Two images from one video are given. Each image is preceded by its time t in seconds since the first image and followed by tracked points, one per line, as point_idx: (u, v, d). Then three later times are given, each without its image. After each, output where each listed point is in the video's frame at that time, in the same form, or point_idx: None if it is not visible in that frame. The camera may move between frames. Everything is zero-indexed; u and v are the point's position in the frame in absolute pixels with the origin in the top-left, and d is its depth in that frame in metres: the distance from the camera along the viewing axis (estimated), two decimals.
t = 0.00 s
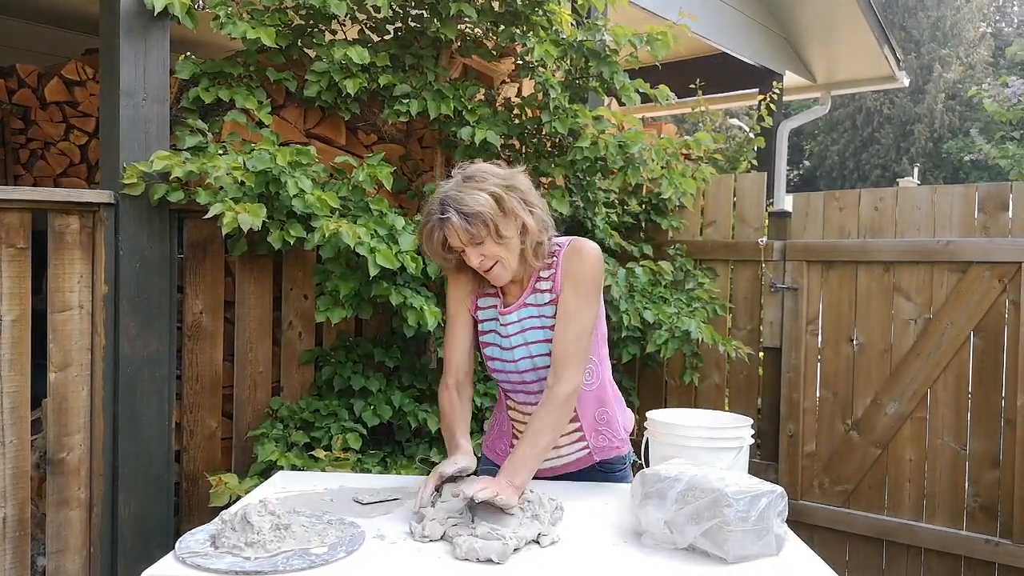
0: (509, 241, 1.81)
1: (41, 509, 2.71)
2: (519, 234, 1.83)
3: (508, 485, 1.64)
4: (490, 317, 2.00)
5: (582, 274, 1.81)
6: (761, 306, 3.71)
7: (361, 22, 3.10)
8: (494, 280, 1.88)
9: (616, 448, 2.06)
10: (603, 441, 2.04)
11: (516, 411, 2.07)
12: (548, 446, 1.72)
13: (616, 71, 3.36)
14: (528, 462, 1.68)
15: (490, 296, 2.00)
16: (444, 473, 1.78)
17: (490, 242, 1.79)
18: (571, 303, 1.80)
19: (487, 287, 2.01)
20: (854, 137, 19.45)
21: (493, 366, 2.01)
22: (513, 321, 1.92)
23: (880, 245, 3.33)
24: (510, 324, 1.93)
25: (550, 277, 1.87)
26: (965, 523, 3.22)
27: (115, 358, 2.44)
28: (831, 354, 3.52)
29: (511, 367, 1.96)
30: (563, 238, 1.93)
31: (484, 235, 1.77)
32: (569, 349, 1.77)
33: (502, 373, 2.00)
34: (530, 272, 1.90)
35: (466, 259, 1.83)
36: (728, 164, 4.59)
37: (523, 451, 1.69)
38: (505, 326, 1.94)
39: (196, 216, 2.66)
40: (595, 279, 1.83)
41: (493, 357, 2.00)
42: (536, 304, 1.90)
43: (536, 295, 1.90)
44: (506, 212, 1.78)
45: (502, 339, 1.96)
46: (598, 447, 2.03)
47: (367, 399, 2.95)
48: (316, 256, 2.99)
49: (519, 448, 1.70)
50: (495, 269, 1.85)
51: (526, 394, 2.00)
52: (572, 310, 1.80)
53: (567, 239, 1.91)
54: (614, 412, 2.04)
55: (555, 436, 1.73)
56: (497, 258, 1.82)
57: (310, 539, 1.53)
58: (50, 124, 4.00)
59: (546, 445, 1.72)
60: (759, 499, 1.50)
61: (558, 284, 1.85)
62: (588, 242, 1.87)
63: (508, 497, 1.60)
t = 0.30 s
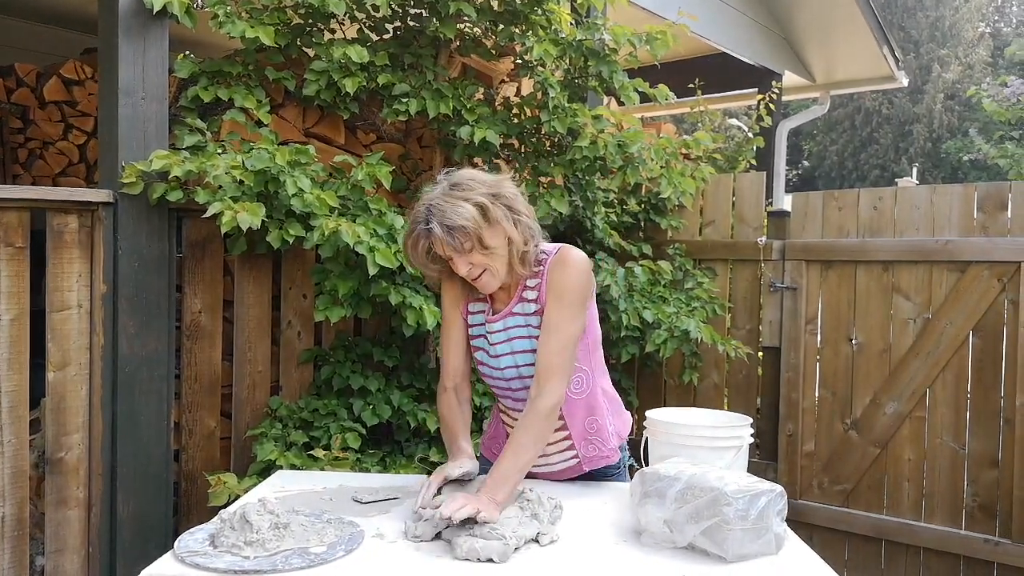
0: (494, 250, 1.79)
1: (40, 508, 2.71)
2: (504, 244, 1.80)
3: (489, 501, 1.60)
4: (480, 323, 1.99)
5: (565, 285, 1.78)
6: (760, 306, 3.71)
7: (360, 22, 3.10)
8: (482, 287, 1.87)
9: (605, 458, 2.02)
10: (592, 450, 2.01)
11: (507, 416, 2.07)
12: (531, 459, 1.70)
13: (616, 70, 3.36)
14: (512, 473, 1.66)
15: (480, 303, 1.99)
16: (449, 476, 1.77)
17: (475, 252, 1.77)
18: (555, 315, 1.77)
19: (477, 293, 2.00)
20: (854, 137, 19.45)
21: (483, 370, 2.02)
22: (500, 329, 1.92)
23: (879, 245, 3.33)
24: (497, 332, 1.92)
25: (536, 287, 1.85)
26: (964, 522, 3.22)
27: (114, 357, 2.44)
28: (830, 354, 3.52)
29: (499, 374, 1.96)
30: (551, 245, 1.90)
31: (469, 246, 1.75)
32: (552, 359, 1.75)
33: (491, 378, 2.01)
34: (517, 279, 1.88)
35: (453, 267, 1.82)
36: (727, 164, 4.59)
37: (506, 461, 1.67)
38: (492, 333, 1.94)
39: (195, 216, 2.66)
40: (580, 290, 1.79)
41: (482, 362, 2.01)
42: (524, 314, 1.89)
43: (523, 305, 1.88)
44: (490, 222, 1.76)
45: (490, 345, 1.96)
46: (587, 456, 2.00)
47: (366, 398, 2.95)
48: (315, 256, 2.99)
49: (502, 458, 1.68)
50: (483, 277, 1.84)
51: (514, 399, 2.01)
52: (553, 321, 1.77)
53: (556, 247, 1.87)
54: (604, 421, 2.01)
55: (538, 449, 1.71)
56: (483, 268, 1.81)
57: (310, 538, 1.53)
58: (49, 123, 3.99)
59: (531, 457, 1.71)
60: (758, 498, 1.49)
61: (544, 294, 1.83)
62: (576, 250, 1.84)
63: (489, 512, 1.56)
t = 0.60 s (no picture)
0: (524, 233, 1.85)
1: (39, 509, 2.71)
2: (534, 230, 1.87)
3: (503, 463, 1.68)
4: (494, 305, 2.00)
5: (586, 279, 1.84)
6: (760, 306, 3.71)
7: (360, 22, 3.10)
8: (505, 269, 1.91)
9: (601, 442, 2.07)
10: (589, 434, 2.05)
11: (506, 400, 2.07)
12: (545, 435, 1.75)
13: (615, 71, 3.36)
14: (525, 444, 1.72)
15: (496, 286, 2.00)
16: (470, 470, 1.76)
17: (507, 230, 1.84)
18: (575, 306, 1.82)
19: (494, 276, 2.02)
20: (853, 138, 19.47)
21: (491, 353, 2.02)
22: (517, 314, 1.94)
23: (878, 245, 3.33)
24: (513, 316, 1.94)
25: (556, 278, 1.90)
26: (963, 522, 3.22)
27: (113, 357, 2.44)
28: (830, 354, 3.52)
29: (510, 358, 1.97)
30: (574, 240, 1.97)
31: (504, 221, 1.82)
32: (572, 349, 1.79)
33: (498, 361, 2.01)
34: (538, 267, 1.94)
35: (482, 242, 1.87)
36: (727, 164, 4.59)
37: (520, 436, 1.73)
38: (508, 317, 1.95)
39: (194, 216, 2.66)
40: (598, 283, 1.85)
41: (491, 344, 2.01)
42: (542, 302, 1.92)
43: (541, 293, 1.92)
44: (527, 203, 1.84)
45: (504, 327, 1.97)
46: (584, 440, 2.04)
47: (366, 399, 2.95)
48: (314, 256, 2.99)
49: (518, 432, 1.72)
50: (507, 258, 1.89)
51: (519, 385, 2.01)
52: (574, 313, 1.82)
53: (576, 242, 1.95)
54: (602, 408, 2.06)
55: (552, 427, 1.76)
56: (512, 248, 1.86)
57: (310, 538, 1.53)
58: (48, 123, 3.99)
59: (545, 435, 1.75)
60: (759, 498, 1.49)
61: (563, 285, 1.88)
62: (594, 248, 1.91)
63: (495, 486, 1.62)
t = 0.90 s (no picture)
0: (563, 242, 1.86)
1: (39, 509, 2.71)
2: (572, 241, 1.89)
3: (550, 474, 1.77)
4: (523, 308, 2.00)
5: (625, 300, 1.90)
6: (760, 306, 3.72)
7: (360, 22, 3.10)
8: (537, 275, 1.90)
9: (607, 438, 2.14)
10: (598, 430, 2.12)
11: (516, 397, 2.09)
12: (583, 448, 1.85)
13: (615, 71, 3.36)
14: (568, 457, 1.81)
15: (525, 289, 2.00)
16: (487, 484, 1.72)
17: (547, 238, 1.83)
18: (611, 327, 1.89)
19: (522, 278, 2.01)
20: (852, 137, 19.48)
21: (515, 354, 2.02)
22: (553, 323, 1.95)
23: (878, 245, 3.33)
24: (549, 326, 1.95)
25: (593, 291, 1.93)
26: (962, 523, 3.23)
27: (113, 357, 2.43)
28: (829, 354, 3.52)
29: (537, 362, 1.98)
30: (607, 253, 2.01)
31: (547, 228, 1.82)
32: (609, 374, 1.88)
33: (522, 364, 2.01)
34: (573, 277, 1.96)
35: (518, 246, 1.85)
36: (726, 164, 4.59)
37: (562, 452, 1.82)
38: (542, 325, 1.96)
39: (194, 216, 2.66)
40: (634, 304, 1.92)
41: (517, 346, 2.01)
42: (577, 314, 1.95)
43: (577, 306, 1.94)
44: (572, 214, 1.85)
45: (536, 334, 1.97)
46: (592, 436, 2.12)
47: (366, 399, 2.95)
48: (314, 256, 3.00)
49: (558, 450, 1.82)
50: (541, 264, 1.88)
51: (540, 387, 2.04)
52: (615, 338, 1.89)
53: (610, 256, 1.99)
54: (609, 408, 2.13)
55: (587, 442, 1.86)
56: (548, 255, 1.86)
57: (310, 538, 1.53)
58: (48, 123, 3.99)
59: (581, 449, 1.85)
60: (758, 498, 1.49)
61: (601, 301, 1.92)
62: (629, 265, 1.96)
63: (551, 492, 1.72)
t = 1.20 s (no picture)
0: (576, 263, 1.83)
1: (38, 510, 2.72)
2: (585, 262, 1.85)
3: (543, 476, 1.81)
4: (527, 318, 1.98)
5: (633, 318, 1.91)
6: (758, 306, 3.72)
7: (359, 22, 3.10)
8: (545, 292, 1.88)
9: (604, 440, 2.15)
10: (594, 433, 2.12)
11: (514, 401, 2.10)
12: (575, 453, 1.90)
13: (614, 71, 3.36)
14: (560, 462, 1.86)
15: (531, 300, 1.98)
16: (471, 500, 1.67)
17: (560, 260, 1.80)
18: (617, 345, 1.91)
19: (528, 289, 2.00)
20: (851, 138, 19.49)
21: (515, 364, 2.01)
22: (558, 338, 1.94)
23: (876, 245, 3.33)
24: (554, 340, 1.94)
25: (601, 307, 1.93)
26: (961, 523, 3.23)
27: (112, 358, 2.43)
28: (828, 354, 3.53)
29: (539, 374, 1.98)
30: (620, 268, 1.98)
31: (560, 249, 1.78)
32: (609, 388, 1.92)
33: (523, 374, 2.01)
34: (581, 293, 1.94)
35: (529, 264, 1.82)
36: (725, 165, 4.58)
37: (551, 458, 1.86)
38: (547, 338, 1.95)
39: (193, 217, 2.67)
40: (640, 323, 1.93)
41: (518, 356, 2.00)
42: (582, 328, 1.94)
43: (583, 321, 1.94)
44: (588, 236, 1.82)
45: (539, 346, 1.97)
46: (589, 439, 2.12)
47: (364, 399, 2.95)
48: (313, 256, 3.00)
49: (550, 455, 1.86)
50: (551, 282, 1.85)
51: (539, 396, 2.04)
52: (619, 355, 1.91)
53: (621, 269, 1.97)
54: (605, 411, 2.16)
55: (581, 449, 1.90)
56: (558, 275, 1.84)
57: (309, 539, 1.53)
58: (46, 124, 3.99)
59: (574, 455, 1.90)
60: (758, 498, 1.49)
61: (608, 318, 1.92)
62: (638, 281, 1.95)
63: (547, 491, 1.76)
